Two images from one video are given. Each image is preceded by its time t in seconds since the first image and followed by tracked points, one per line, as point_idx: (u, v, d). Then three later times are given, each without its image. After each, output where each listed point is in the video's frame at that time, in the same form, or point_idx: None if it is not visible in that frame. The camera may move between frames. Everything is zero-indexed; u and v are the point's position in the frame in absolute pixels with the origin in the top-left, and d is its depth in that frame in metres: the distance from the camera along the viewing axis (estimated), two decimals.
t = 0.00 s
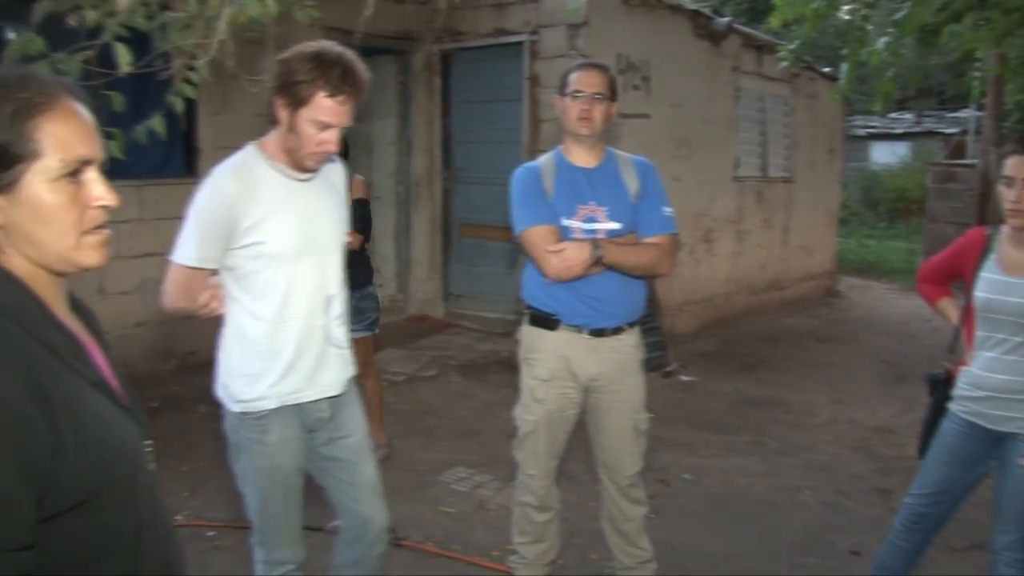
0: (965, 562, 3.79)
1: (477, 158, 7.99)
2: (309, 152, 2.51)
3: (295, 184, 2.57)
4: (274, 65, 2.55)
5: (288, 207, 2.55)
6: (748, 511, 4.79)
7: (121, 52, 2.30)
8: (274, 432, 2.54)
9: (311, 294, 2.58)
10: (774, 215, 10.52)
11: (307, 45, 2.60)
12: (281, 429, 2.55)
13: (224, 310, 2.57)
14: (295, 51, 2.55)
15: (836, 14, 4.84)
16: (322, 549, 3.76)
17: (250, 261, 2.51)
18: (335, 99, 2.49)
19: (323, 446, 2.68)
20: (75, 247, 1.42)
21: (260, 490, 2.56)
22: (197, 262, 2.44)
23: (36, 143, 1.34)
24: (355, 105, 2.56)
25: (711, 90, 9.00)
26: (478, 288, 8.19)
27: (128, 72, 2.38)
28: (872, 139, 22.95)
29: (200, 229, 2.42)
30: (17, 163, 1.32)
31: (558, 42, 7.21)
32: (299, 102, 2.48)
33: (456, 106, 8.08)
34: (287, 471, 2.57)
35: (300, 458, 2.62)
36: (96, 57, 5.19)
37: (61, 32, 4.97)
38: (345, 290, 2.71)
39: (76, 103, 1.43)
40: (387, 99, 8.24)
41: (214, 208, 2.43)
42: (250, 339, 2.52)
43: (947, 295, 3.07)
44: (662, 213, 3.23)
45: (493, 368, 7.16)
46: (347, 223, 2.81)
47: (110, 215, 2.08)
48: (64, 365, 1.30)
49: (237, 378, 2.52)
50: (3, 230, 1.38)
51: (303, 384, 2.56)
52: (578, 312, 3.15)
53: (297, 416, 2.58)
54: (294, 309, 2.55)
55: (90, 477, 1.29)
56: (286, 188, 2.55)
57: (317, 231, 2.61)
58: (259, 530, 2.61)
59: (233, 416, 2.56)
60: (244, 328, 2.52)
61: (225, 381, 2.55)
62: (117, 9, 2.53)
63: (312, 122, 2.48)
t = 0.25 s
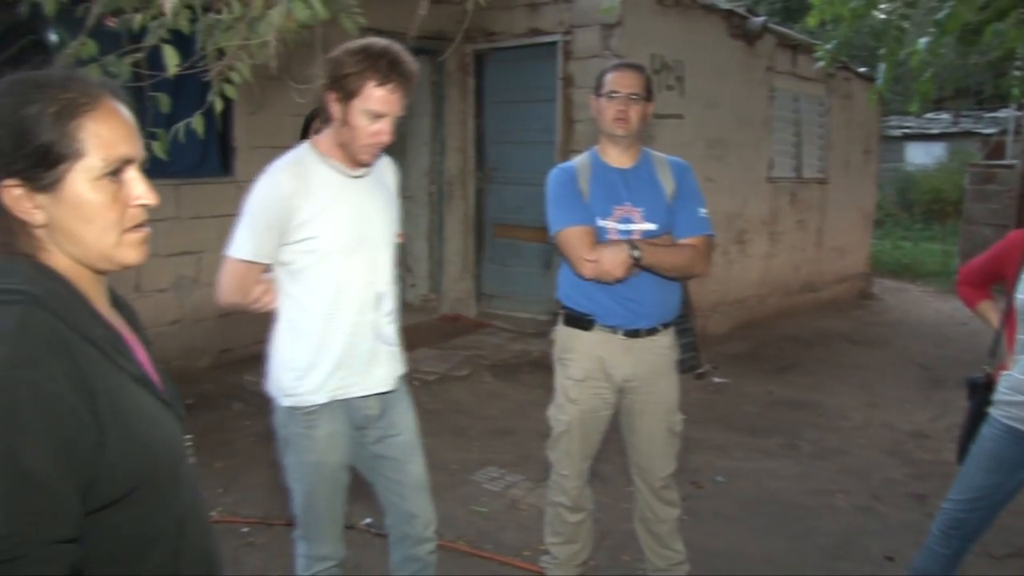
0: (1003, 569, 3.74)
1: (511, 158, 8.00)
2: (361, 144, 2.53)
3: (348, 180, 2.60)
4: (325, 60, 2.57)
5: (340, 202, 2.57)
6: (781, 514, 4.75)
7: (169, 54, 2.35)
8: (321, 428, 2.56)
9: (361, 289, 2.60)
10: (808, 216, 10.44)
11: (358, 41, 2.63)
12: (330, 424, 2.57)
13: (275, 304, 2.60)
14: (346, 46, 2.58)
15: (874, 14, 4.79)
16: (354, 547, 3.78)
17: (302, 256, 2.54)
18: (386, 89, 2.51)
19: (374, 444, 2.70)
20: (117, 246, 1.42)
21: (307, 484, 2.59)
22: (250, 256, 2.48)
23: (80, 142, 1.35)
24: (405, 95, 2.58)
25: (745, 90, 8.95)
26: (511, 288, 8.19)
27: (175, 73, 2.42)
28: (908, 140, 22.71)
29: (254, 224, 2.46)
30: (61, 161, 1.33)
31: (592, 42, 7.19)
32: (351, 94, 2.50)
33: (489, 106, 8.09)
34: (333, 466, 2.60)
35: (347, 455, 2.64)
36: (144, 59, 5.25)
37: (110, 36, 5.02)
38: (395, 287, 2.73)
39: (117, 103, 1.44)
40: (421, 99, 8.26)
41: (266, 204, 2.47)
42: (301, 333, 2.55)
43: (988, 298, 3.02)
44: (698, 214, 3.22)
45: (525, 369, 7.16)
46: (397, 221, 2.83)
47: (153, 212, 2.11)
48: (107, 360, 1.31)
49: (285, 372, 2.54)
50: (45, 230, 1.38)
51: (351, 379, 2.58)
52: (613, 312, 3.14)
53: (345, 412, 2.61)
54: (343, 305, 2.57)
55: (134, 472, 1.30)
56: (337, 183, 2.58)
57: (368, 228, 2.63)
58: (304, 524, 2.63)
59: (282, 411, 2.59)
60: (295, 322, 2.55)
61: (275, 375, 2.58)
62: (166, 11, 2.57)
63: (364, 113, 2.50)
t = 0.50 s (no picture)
0: None
1: (545, 159, 8.01)
2: (411, 135, 2.57)
3: (399, 176, 2.63)
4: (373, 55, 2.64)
5: (392, 197, 2.60)
6: (816, 518, 4.71)
7: (211, 54, 2.37)
8: (370, 421, 2.58)
9: (413, 284, 2.62)
10: (843, 217, 10.35)
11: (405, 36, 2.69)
12: (378, 419, 2.59)
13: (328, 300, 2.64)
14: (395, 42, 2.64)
15: (914, 13, 4.74)
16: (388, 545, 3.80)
17: (353, 251, 2.57)
18: (431, 75, 2.58)
19: (422, 439, 2.72)
20: (162, 242, 1.44)
21: (353, 478, 2.61)
22: (304, 252, 2.53)
23: (126, 140, 1.37)
24: (450, 83, 2.64)
25: (780, 90, 8.89)
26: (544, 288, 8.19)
27: (217, 72, 2.45)
28: (945, 140, 22.44)
29: (307, 220, 2.51)
30: (108, 159, 1.35)
31: (626, 42, 7.18)
32: (399, 85, 2.57)
33: (523, 106, 8.10)
34: (380, 461, 2.61)
35: (395, 450, 2.66)
36: (186, 59, 5.32)
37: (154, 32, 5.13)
38: (448, 282, 2.74)
39: (161, 101, 1.46)
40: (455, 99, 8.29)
41: (318, 199, 2.52)
42: (353, 328, 2.58)
43: None
44: (735, 215, 3.22)
45: (557, 369, 7.15)
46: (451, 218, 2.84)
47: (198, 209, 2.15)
48: (153, 352, 1.35)
49: (336, 366, 2.58)
50: (94, 227, 1.40)
51: (401, 372, 2.60)
52: (648, 313, 3.14)
53: (394, 407, 2.63)
54: (394, 299, 2.59)
55: (181, 463, 1.33)
56: (389, 177, 2.61)
57: (420, 223, 2.65)
58: (348, 518, 2.65)
59: (333, 406, 2.62)
60: (346, 316, 2.59)
61: (327, 370, 2.62)
62: (207, 9, 2.61)
63: (412, 102, 2.56)
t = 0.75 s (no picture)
0: None
1: (576, 159, 8.00)
2: (441, 132, 2.59)
3: (429, 175, 2.64)
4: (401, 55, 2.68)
5: (422, 197, 2.61)
6: (848, 522, 4.68)
7: (246, 52, 2.39)
8: (398, 420, 2.59)
9: (442, 283, 2.63)
10: (877, 219, 10.25)
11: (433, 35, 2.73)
12: (406, 418, 2.60)
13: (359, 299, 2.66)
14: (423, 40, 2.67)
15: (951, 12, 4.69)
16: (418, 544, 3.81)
17: (383, 251, 2.59)
18: (458, 70, 2.61)
19: (450, 437, 2.72)
20: (205, 240, 1.46)
21: (380, 477, 2.61)
22: (335, 251, 2.55)
23: (171, 139, 1.38)
24: (477, 78, 2.66)
25: (814, 91, 8.83)
26: (575, 288, 8.18)
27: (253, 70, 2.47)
28: (980, 141, 22.17)
29: (337, 219, 2.53)
30: (155, 157, 1.37)
31: (659, 42, 7.15)
32: (427, 82, 2.61)
33: (555, 106, 8.09)
34: (407, 459, 2.61)
35: (424, 448, 2.66)
36: (222, 55, 5.39)
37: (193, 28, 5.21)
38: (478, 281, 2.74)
39: (205, 100, 1.47)
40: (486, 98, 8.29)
41: (349, 199, 2.53)
42: (383, 327, 2.59)
43: None
44: (769, 217, 3.21)
45: (587, 369, 7.14)
46: (479, 218, 2.85)
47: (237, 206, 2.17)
48: (195, 347, 1.36)
49: (366, 365, 2.59)
50: (138, 225, 1.42)
51: (431, 371, 2.61)
52: (682, 315, 3.13)
53: (421, 406, 2.63)
54: (423, 298, 2.60)
55: (225, 458, 1.34)
56: (419, 176, 2.63)
57: (450, 222, 2.66)
58: (376, 517, 2.65)
59: (361, 405, 2.63)
60: (376, 315, 2.60)
61: (357, 369, 2.63)
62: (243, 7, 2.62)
63: (440, 99, 2.59)
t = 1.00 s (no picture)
0: None
1: (608, 159, 7.98)
2: (461, 132, 2.60)
3: (448, 176, 2.66)
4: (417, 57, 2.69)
5: (441, 198, 2.62)
6: (882, 527, 4.63)
7: (280, 51, 2.40)
8: (420, 421, 2.60)
9: (462, 284, 2.64)
10: (910, 221, 10.14)
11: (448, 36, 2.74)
12: (428, 418, 2.61)
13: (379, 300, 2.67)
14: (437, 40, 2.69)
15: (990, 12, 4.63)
16: (448, 543, 3.82)
17: (404, 253, 2.60)
18: (476, 69, 2.63)
19: (473, 438, 2.72)
20: (246, 240, 1.47)
21: (403, 476, 2.61)
22: (355, 254, 2.56)
23: (215, 140, 1.40)
24: (495, 76, 2.68)
25: (848, 91, 8.75)
26: (606, 289, 8.17)
27: (287, 69, 2.48)
28: (1016, 142, 21.87)
29: (357, 222, 2.54)
30: (198, 158, 1.39)
31: (691, 41, 7.11)
32: (444, 83, 2.62)
33: (587, 106, 8.08)
34: (430, 459, 2.62)
35: (446, 448, 2.67)
36: (257, 54, 5.45)
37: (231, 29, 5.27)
38: (499, 282, 2.75)
39: (248, 101, 1.49)
40: (517, 98, 8.29)
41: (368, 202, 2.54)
42: (405, 329, 2.60)
43: None
44: (805, 218, 3.19)
45: (618, 370, 7.12)
46: (498, 219, 2.86)
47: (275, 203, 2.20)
48: (237, 344, 1.38)
49: (388, 366, 2.60)
50: (180, 224, 1.44)
51: (452, 373, 2.62)
52: (716, 317, 3.12)
53: (443, 406, 2.64)
54: (444, 299, 2.61)
55: (264, 454, 1.36)
56: (439, 177, 2.64)
57: (469, 224, 2.67)
58: (399, 516, 2.65)
59: (383, 406, 2.64)
60: (398, 317, 2.61)
61: (378, 371, 2.64)
62: (278, 6, 2.64)
63: (459, 98, 2.60)
